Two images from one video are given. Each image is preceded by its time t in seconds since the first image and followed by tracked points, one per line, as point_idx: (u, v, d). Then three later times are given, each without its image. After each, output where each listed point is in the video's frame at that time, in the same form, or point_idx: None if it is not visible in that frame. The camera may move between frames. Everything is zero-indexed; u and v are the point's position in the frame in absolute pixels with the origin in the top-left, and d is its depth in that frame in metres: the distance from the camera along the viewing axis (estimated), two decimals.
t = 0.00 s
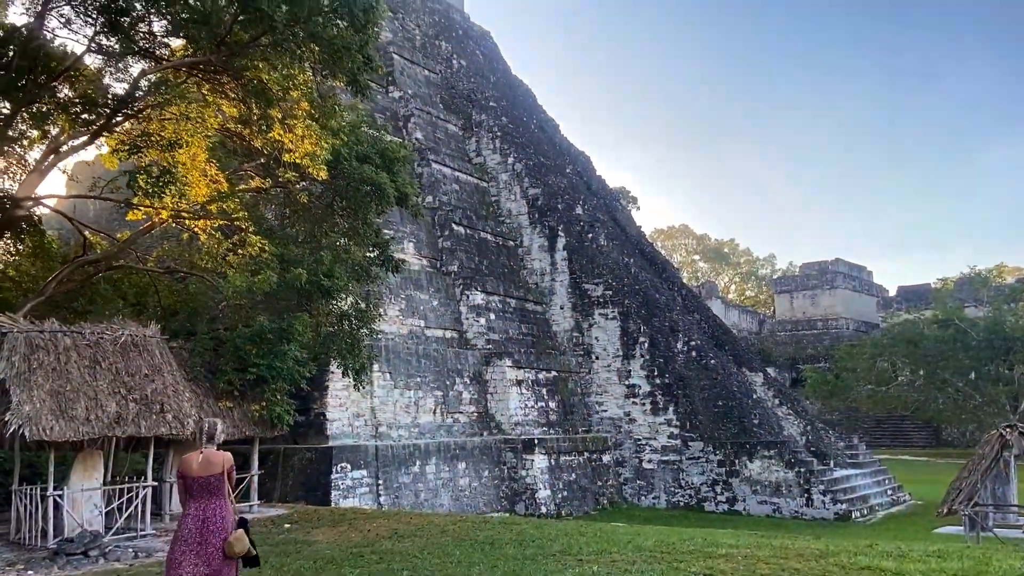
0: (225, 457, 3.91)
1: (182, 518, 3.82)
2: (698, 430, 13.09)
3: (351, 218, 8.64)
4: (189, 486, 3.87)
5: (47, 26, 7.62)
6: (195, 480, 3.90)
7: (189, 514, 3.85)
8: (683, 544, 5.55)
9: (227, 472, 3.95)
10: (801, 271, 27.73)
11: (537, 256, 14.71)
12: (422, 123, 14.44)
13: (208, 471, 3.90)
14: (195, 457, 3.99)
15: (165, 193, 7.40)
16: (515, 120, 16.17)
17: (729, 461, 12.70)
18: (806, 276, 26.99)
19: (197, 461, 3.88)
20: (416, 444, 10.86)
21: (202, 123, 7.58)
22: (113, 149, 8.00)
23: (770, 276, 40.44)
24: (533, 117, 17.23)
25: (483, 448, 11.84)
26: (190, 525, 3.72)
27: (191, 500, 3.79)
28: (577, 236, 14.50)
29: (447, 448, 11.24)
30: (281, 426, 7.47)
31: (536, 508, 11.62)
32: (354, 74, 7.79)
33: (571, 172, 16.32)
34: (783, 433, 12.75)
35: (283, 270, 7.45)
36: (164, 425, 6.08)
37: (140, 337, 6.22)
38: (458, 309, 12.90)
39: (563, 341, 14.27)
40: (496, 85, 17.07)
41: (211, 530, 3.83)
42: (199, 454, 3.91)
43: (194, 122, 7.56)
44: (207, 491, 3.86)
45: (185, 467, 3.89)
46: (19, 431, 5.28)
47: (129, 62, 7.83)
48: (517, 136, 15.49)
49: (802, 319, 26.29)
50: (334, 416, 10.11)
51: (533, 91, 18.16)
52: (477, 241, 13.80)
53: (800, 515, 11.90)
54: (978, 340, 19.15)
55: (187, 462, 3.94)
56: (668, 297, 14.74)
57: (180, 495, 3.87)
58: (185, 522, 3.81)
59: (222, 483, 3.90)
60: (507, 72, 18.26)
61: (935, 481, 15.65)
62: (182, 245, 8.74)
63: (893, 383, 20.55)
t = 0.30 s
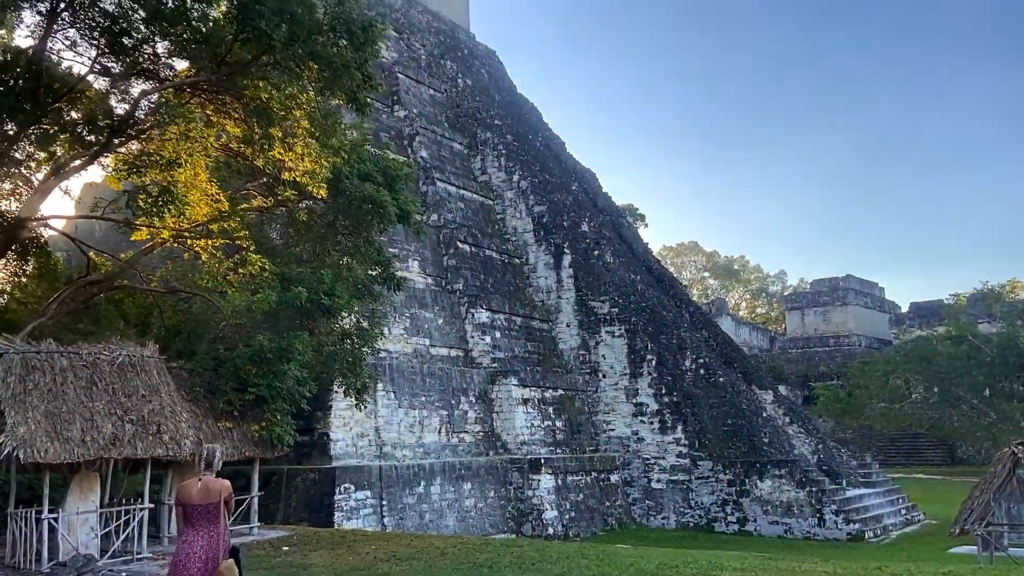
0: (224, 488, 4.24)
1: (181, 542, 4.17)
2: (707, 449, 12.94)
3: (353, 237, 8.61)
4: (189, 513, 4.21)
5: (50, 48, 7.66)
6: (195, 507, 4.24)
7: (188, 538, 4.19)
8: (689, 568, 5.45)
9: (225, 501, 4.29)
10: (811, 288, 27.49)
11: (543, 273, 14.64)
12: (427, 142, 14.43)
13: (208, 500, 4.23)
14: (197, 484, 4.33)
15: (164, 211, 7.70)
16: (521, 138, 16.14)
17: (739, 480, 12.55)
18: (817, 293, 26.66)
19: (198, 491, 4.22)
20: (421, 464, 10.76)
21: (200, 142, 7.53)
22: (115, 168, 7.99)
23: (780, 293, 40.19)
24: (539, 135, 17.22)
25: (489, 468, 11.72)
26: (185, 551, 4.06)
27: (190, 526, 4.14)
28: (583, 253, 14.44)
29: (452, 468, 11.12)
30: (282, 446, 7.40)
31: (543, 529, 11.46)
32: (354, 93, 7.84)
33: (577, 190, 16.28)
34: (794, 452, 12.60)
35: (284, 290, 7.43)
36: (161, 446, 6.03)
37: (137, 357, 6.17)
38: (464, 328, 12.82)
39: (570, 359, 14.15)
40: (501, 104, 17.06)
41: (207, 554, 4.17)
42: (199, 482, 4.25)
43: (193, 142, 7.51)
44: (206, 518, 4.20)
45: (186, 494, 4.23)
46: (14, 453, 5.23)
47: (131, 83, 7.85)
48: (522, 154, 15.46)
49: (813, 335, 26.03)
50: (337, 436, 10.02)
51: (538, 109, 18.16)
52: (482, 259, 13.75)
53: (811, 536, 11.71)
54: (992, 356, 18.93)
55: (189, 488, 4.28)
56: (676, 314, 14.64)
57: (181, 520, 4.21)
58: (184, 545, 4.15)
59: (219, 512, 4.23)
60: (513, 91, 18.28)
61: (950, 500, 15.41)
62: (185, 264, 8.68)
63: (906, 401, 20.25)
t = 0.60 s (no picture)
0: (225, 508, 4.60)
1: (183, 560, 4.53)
2: (718, 468, 12.78)
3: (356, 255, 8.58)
4: (192, 532, 4.57)
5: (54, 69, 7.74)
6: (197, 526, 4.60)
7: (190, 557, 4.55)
8: None
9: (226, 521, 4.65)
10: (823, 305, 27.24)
11: (551, 291, 14.55)
12: (434, 160, 14.41)
13: (211, 520, 4.60)
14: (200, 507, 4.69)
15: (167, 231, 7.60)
16: (528, 156, 16.11)
17: (750, 500, 12.37)
18: (828, 309, 26.48)
19: (200, 511, 4.59)
20: (427, 484, 10.63)
21: (200, 160, 7.65)
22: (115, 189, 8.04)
23: (792, 310, 39.93)
24: (546, 152, 17.19)
25: (496, 489, 11.59)
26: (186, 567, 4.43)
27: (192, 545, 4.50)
28: (591, 271, 14.35)
29: (459, 489, 10.99)
30: (284, 468, 7.32)
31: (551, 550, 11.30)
32: (356, 111, 7.90)
33: (585, 207, 16.22)
34: (805, 471, 12.45)
35: (286, 310, 7.36)
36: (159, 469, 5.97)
37: (137, 377, 6.13)
38: (471, 346, 12.74)
39: (578, 377, 14.02)
40: (509, 122, 17.05)
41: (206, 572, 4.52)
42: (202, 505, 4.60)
43: (193, 161, 7.64)
44: (207, 538, 4.56)
45: (189, 514, 4.60)
46: (10, 477, 5.18)
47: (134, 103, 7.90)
48: (529, 172, 15.40)
49: (826, 353, 25.76)
50: (343, 456, 9.92)
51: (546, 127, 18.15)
52: (489, 277, 13.67)
53: (825, 558, 11.53)
54: (1007, 373, 18.67)
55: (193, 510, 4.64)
56: (685, 331, 14.52)
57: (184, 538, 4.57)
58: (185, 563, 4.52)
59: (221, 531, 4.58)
60: (520, 109, 18.29)
61: (966, 520, 15.14)
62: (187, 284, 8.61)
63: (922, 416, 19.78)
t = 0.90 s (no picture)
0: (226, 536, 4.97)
1: None
2: (729, 487, 12.59)
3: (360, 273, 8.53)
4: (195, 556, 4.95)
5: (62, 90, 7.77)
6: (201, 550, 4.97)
7: None
8: None
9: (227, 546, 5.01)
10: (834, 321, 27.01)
11: (559, 308, 14.45)
12: (441, 177, 14.38)
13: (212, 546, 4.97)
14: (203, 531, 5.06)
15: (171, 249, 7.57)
16: (535, 172, 16.06)
17: (762, 520, 12.21)
18: (840, 326, 26.28)
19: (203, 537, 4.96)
20: (433, 504, 10.50)
21: (203, 180, 7.81)
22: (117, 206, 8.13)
23: (803, 326, 39.66)
24: (554, 169, 17.15)
25: (504, 508, 11.45)
26: None
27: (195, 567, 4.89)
28: (599, 287, 14.27)
29: (466, 508, 10.86)
30: (287, 487, 7.21)
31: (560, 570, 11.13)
32: (359, 126, 7.91)
33: (593, 223, 16.16)
34: (817, 489, 12.30)
35: (289, 327, 7.33)
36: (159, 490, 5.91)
37: (138, 396, 6.02)
38: (478, 363, 12.64)
39: (587, 395, 13.88)
40: (516, 138, 17.03)
41: None
42: (205, 530, 5.04)
43: (196, 180, 7.79)
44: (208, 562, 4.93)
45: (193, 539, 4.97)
46: (8, 498, 5.14)
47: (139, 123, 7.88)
48: (537, 189, 15.33)
49: (838, 369, 25.52)
50: (348, 476, 9.82)
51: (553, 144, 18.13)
52: (496, 294, 13.59)
53: None
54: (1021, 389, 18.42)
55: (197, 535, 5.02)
56: (694, 348, 14.41)
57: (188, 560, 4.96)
58: None
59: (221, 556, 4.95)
60: (527, 126, 18.28)
61: (983, 538, 14.88)
62: (192, 303, 8.53)
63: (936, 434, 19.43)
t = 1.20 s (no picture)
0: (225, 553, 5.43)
1: None
2: (740, 505, 12.34)
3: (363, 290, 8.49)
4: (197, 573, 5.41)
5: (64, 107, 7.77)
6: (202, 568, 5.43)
7: None
8: None
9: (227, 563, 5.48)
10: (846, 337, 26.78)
11: (566, 324, 14.36)
12: (447, 195, 14.35)
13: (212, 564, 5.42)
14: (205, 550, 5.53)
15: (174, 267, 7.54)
16: (542, 189, 16.02)
17: (774, 539, 11.93)
18: (851, 342, 26.06)
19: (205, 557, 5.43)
20: (439, 524, 10.36)
21: (202, 199, 7.73)
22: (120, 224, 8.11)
23: (814, 342, 39.38)
24: (560, 186, 17.10)
25: (511, 527, 11.30)
26: None
27: None
28: (606, 303, 14.18)
29: (473, 528, 10.71)
30: (289, 508, 7.09)
31: None
32: (359, 141, 7.92)
33: (600, 239, 16.09)
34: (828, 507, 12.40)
35: (291, 345, 7.26)
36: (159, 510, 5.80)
37: (138, 416, 6.04)
38: (485, 381, 12.54)
39: (595, 413, 13.74)
40: (522, 155, 17.00)
41: None
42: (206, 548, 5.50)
43: (196, 198, 7.72)
44: None
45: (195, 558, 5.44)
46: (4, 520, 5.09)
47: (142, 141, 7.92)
48: (543, 205, 15.27)
49: (850, 386, 25.26)
50: (353, 495, 9.71)
51: (560, 161, 18.10)
52: (503, 311, 13.52)
53: None
54: None
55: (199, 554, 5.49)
56: (703, 364, 14.29)
57: None
58: None
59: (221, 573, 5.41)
60: (534, 143, 18.26)
61: (1000, 557, 14.64)
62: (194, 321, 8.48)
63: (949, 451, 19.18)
